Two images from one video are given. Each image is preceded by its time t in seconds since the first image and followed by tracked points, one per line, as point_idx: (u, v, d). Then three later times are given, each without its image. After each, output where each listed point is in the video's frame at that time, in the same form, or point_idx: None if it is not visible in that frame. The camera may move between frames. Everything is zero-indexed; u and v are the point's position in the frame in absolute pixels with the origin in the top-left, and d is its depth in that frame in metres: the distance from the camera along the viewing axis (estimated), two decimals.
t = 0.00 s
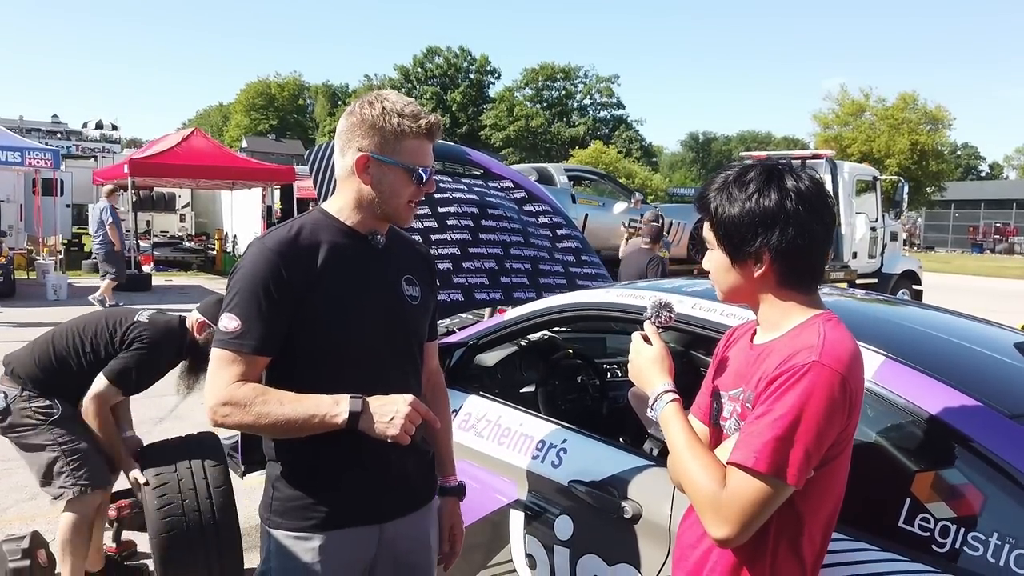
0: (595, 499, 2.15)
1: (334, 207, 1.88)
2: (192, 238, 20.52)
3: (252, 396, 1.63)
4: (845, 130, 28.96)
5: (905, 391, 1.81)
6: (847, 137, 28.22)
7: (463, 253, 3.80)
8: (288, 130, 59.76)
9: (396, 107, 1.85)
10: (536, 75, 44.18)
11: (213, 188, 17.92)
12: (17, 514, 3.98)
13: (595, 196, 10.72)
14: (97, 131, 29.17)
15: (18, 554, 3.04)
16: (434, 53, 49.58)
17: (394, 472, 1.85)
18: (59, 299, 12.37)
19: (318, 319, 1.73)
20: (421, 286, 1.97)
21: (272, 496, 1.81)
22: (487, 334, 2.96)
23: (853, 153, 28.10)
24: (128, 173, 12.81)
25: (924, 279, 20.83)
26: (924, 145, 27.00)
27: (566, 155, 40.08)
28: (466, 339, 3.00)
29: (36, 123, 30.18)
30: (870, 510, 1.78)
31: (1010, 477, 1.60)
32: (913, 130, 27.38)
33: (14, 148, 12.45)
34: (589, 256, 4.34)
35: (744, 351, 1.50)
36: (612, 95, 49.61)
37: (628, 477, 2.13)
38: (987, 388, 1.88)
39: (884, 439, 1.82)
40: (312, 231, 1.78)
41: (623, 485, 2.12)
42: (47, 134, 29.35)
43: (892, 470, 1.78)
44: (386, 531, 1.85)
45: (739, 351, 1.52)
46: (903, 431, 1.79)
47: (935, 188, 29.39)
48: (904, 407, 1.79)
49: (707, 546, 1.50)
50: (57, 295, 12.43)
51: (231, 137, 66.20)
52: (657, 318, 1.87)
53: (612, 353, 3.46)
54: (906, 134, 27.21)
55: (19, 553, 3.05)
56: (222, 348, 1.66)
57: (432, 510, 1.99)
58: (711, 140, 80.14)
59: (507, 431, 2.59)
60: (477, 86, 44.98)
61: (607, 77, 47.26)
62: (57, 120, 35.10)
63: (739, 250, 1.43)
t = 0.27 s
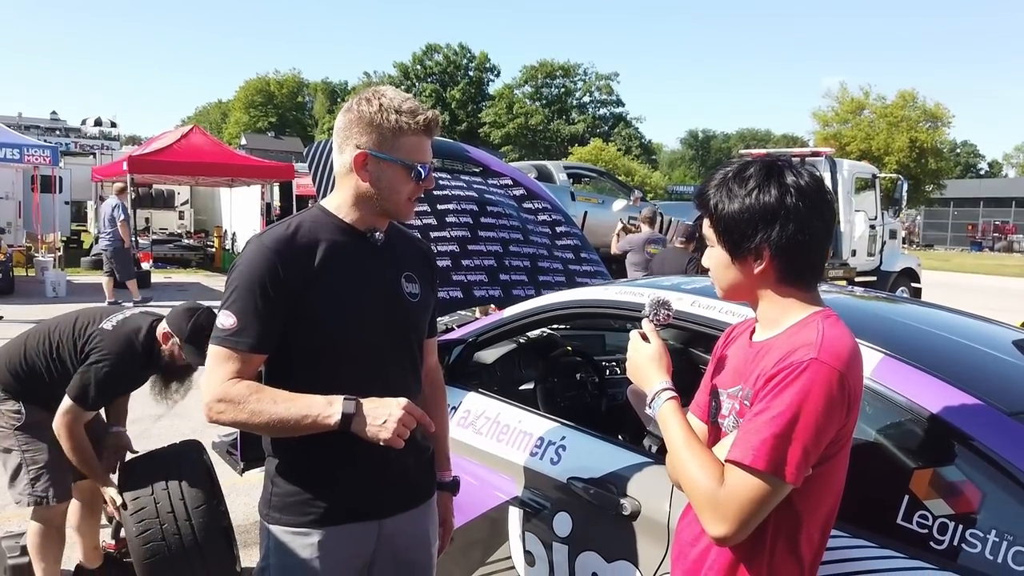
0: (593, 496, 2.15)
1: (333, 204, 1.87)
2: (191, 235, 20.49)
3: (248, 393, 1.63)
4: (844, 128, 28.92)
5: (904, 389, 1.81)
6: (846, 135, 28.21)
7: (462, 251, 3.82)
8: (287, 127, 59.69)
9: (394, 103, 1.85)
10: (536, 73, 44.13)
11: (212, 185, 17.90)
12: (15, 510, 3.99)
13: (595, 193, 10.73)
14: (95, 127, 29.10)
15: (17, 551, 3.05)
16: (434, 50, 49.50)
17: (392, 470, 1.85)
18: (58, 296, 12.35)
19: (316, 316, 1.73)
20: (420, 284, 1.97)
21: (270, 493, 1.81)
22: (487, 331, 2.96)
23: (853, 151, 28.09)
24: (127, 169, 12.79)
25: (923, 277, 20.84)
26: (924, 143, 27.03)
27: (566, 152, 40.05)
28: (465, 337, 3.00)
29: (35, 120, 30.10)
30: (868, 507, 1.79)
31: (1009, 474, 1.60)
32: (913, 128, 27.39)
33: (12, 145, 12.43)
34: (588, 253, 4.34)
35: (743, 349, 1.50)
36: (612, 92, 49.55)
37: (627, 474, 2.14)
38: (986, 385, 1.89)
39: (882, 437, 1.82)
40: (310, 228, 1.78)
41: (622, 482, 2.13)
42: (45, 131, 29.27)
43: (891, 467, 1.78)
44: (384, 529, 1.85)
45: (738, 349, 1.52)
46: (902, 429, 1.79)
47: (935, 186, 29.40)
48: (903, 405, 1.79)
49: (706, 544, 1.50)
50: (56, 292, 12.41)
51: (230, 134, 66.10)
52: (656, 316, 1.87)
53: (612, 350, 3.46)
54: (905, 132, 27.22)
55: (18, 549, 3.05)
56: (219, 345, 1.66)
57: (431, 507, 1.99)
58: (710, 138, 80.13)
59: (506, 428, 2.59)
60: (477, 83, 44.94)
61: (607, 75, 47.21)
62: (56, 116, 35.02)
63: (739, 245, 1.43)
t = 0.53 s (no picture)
0: (593, 494, 2.15)
1: (333, 201, 1.87)
2: (191, 233, 20.49)
3: (247, 391, 1.63)
4: (844, 126, 28.87)
5: (904, 386, 1.81)
6: (846, 133, 28.18)
7: (462, 248, 3.81)
8: (287, 125, 59.66)
9: (393, 100, 1.84)
10: (536, 71, 44.09)
11: (211, 182, 17.89)
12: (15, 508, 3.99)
13: (595, 191, 10.73)
14: (95, 125, 29.04)
15: (17, 548, 3.05)
16: (433, 48, 49.44)
17: (391, 467, 1.85)
18: (58, 294, 12.36)
19: (316, 313, 1.73)
20: (419, 282, 1.97)
21: (269, 490, 1.81)
22: (486, 329, 2.96)
23: (853, 149, 28.07)
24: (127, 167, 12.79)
25: (923, 274, 20.85)
26: (923, 141, 27.07)
27: (566, 150, 40.04)
28: (465, 334, 3.00)
29: (35, 117, 30.06)
30: (867, 505, 1.79)
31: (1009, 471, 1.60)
32: (913, 127, 27.39)
33: (12, 143, 12.42)
34: (588, 251, 4.34)
35: (742, 346, 1.50)
36: (612, 89, 49.52)
37: (626, 471, 2.14)
38: (985, 383, 1.89)
39: (882, 435, 1.82)
40: (309, 226, 1.78)
41: (622, 480, 2.13)
42: (46, 128, 29.25)
43: (890, 465, 1.79)
44: (384, 526, 1.85)
45: (738, 346, 1.52)
46: (901, 426, 1.79)
47: (934, 184, 29.40)
48: (903, 402, 1.79)
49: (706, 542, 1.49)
50: (56, 290, 12.42)
51: (230, 132, 66.05)
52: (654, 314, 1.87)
53: (612, 347, 3.46)
54: (905, 130, 27.22)
55: (18, 546, 3.06)
56: (219, 342, 1.66)
57: (431, 504, 1.99)
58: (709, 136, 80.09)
59: (505, 425, 2.59)
60: (477, 81, 44.91)
61: (607, 72, 47.16)
62: (56, 114, 34.99)
63: (740, 241, 1.43)
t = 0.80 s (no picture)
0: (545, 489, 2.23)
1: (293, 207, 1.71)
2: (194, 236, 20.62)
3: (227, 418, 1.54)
4: (846, 133, 28.72)
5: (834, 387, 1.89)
6: (849, 140, 28.11)
7: (439, 253, 3.90)
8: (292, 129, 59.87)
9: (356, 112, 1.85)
10: (540, 76, 44.18)
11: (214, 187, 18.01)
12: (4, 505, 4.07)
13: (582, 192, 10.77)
14: (101, 129, 29.19)
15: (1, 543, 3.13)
16: (438, 53, 49.60)
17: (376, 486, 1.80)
18: (60, 296, 12.47)
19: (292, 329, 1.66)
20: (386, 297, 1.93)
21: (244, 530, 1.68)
22: (454, 331, 3.04)
23: (855, 156, 28.05)
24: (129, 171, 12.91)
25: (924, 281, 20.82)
26: (926, 148, 27.05)
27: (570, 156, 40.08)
28: (435, 335, 3.07)
29: (41, 121, 30.23)
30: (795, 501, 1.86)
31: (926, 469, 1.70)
32: (916, 134, 27.37)
33: (16, 146, 12.55)
34: (567, 256, 4.41)
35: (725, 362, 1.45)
36: (616, 95, 49.59)
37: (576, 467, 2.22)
38: (917, 386, 1.97)
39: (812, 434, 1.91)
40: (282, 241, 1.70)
41: (572, 476, 2.21)
42: (53, 132, 29.44)
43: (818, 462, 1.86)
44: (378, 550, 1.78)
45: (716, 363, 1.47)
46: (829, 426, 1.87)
47: (937, 191, 29.36)
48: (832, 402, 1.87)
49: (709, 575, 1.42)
50: (57, 292, 12.53)
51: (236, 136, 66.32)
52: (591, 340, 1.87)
53: (585, 350, 3.54)
54: (908, 137, 27.21)
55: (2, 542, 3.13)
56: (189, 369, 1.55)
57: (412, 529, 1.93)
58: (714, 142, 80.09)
59: (468, 424, 2.67)
60: (482, 86, 45.02)
61: (612, 78, 47.22)
62: (63, 118, 35.20)
63: (765, 233, 1.39)
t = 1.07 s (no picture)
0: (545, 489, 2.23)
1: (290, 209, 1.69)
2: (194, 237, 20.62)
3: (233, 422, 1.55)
4: (846, 133, 28.60)
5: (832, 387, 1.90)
6: (849, 140, 28.06)
7: (440, 253, 3.91)
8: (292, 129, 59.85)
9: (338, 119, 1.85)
10: (541, 77, 44.15)
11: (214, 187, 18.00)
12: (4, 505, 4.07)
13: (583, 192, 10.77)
14: (101, 129, 29.16)
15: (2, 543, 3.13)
16: (438, 53, 49.58)
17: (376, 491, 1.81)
18: (60, 296, 12.47)
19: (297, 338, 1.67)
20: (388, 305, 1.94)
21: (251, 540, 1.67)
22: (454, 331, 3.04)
23: (856, 155, 28.02)
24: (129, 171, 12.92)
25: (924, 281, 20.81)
26: (927, 148, 27.04)
27: (570, 156, 40.06)
28: (435, 335, 3.07)
29: (41, 121, 30.20)
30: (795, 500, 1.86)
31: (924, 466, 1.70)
32: (916, 134, 27.37)
33: (15, 147, 12.55)
34: (567, 256, 4.42)
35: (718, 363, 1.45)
36: (616, 95, 49.58)
37: (576, 466, 2.23)
38: (914, 385, 1.98)
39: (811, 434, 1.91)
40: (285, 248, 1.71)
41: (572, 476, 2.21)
42: (53, 133, 29.42)
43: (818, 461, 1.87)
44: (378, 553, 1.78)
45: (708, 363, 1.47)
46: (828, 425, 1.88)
47: (937, 191, 29.35)
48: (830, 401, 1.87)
49: None
50: (58, 292, 12.53)
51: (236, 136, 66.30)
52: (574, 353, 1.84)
53: (585, 350, 3.55)
54: (909, 137, 27.19)
55: (3, 542, 3.14)
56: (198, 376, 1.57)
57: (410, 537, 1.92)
58: (714, 141, 80.11)
59: (468, 424, 2.67)
60: (482, 86, 44.99)
61: (612, 78, 47.21)
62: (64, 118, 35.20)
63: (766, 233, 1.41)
